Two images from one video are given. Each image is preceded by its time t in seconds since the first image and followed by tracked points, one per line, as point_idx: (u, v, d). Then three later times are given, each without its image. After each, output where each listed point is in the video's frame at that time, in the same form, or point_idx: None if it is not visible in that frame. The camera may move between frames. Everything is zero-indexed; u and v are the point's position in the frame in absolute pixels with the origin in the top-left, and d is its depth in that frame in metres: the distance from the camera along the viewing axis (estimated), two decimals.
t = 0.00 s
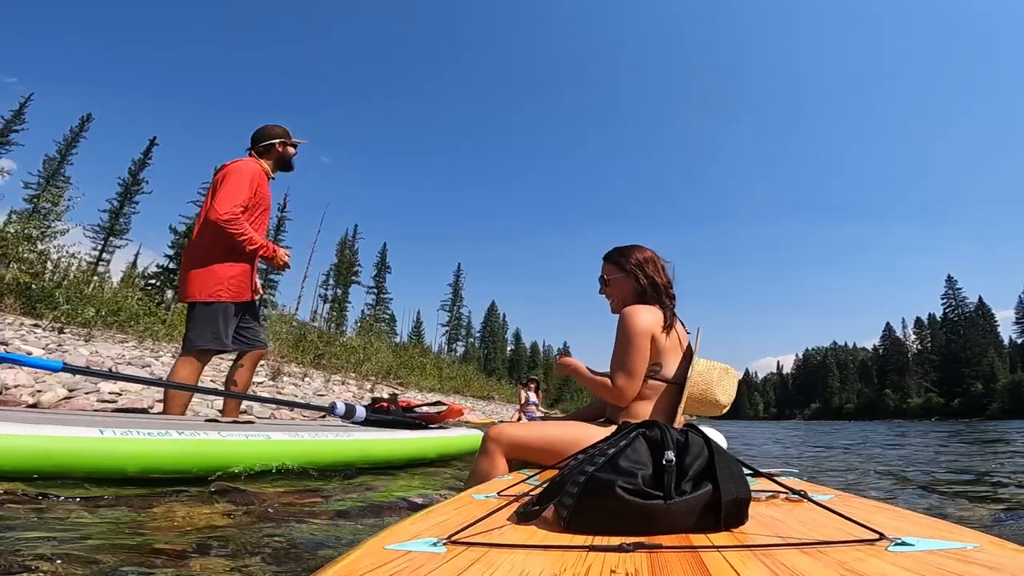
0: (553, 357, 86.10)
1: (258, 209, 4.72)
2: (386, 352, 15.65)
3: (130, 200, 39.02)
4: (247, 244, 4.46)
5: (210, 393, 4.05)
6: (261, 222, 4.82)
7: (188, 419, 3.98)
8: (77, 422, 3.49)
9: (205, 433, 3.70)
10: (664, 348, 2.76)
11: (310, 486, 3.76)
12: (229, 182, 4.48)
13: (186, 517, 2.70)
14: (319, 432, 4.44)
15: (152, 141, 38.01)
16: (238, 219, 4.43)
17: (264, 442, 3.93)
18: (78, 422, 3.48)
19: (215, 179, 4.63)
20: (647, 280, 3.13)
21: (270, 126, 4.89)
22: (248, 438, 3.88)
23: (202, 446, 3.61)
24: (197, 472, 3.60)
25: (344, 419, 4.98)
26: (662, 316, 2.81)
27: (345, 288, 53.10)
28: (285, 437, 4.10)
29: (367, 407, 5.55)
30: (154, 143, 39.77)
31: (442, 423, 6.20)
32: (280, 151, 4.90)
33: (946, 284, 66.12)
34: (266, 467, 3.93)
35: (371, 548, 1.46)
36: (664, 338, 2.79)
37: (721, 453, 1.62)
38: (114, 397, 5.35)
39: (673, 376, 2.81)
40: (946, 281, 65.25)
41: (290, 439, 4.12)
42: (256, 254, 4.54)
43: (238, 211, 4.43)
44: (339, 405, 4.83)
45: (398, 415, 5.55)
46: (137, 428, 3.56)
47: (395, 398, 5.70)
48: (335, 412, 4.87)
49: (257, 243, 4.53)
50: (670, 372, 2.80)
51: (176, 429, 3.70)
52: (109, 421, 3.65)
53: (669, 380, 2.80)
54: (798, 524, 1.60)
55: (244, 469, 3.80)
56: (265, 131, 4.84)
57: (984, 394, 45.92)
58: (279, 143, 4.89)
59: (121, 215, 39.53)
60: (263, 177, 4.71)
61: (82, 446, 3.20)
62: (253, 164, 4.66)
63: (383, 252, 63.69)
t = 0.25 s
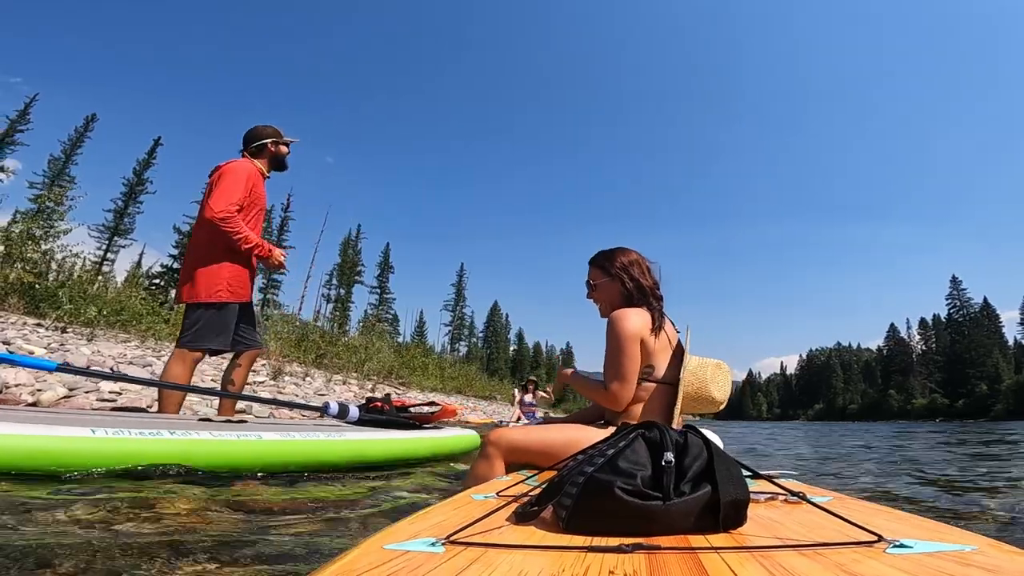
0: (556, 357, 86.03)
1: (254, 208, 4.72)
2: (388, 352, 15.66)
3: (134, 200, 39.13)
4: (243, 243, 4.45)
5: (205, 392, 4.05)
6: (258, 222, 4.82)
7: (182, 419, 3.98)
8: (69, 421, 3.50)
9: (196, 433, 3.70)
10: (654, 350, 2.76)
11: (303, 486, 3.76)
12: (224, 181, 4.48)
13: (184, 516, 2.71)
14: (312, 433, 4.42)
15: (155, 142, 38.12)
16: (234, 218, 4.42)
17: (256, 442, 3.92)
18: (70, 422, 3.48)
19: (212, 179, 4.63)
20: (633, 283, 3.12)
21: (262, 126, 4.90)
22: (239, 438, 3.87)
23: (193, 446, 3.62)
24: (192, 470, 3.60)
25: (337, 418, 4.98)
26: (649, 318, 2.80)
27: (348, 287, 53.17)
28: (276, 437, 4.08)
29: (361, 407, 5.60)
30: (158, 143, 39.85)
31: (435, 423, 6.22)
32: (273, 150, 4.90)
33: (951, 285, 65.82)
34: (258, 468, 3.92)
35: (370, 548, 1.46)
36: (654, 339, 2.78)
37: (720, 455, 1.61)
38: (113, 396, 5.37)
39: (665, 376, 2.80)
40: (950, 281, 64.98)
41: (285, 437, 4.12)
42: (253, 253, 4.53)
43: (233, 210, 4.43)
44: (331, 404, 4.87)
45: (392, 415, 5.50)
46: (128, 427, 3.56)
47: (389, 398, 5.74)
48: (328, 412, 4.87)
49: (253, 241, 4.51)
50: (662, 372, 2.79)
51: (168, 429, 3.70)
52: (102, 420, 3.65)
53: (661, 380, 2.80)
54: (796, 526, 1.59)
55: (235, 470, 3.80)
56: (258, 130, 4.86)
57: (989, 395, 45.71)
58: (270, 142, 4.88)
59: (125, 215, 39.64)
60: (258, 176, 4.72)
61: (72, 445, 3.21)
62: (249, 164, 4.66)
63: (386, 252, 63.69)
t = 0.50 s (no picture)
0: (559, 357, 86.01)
1: (247, 211, 4.75)
2: (389, 352, 15.68)
3: (138, 200, 39.26)
4: (235, 245, 4.47)
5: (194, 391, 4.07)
6: (250, 224, 4.85)
7: (170, 416, 4.00)
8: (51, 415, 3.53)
9: (179, 428, 3.72)
10: (617, 349, 2.76)
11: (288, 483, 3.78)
12: (217, 183, 4.51)
13: (178, 514, 2.72)
14: (295, 428, 4.43)
15: (158, 142, 38.16)
16: (226, 219, 4.45)
17: (238, 438, 3.93)
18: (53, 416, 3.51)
19: (206, 181, 4.66)
20: (589, 288, 3.13)
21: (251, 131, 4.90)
22: (221, 434, 3.88)
23: (176, 439, 3.62)
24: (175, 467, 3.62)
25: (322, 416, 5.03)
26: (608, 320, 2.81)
27: (351, 287, 53.27)
28: (259, 433, 4.08)
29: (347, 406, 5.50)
30: (162, 144, 39.98)
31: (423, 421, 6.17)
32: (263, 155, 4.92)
33: (955, 285, 65.59)
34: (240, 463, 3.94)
35: (360, 546, 1.47)
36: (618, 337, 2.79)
37: (710, 455, 1.61)
38: (109, 395, 5.40)
39: (636, 371, 2.81)
40: (955, 281, 64.75)
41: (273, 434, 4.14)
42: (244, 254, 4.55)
43: (226, 211, 4.46)
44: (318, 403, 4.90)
45: (378, 414, 5.47)
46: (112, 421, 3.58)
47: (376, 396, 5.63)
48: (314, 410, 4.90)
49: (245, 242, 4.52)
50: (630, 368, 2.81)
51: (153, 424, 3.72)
52: (87, 416, 3.67)
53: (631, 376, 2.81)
54: (784, 526, 1.60)
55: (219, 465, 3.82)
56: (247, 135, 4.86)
57: (993, 396, 45.52)
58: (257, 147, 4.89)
59: (129, 215, 39.78)
60: (251, 179, 4.75)
61: (54, 438, 3.24)
62: (243, 167, 4.70)
63: (389, 252, 63.75)
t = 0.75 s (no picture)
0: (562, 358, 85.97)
1: (232, 211, 4.76)
2: (390, 352, 15.71)
3: (144, 201, 39.45)
4: (218, 245, 4.47)
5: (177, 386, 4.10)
6: (236, 225, 4.86)
7: (152, 410, 4.04)
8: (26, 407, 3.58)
9: (151, 420, 3.74)
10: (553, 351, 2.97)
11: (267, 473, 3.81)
12: (201, 184, 4.53)
13: (169, 500, 2.72)
14: (271, 423, 4.42)
15: (163, 143, 38.31)
16: (210, 220, 4.46)
17: (211, 431, 3.94)
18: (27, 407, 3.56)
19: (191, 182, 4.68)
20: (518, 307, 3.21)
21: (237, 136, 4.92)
22: (195, 426, 3.90)
23: (147, 431, 3.64)
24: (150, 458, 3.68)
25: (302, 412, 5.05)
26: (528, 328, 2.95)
27: (355, 288, 53.37)
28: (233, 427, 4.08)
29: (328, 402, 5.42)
30: (167, 145, 40.17)
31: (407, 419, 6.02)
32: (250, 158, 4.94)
33: (961, 285, 65.30)
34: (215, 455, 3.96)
35: (350, 555, 1.42)
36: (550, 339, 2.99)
37: (691, 448, 1.61)
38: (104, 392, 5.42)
39: (580, 366, 3.03)
40: (960, 281, 64.46)
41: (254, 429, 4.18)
42: (227, 254, 4.55)
43: (209, 211, 4.46)
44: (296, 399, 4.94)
45: (359, 411, 5.38)
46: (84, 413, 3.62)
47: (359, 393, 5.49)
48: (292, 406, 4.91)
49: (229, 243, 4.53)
50: (574, 364, 3.03)
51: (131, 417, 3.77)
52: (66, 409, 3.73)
53: (578, 370, 3.04)
54: (768, 514, 1.59)
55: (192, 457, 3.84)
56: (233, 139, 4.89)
57: (999, 396, 45.28)
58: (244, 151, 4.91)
59: (134, 215, 39.96)
60: (235, 180, 4.77)
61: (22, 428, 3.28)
62: (228, 168, 4.72)
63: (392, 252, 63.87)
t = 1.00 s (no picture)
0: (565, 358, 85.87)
1: (221, 212, 4.78)
2: (390, 352, 15.73)
3: (147, 201, 39.56)
4: (207, 245, 4.48)
5: (166, 385, 4.14)
6: (227, 226, 4.88)
7: (140, 408, 4.08)
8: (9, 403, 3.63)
9: (131, 418, 3.77)
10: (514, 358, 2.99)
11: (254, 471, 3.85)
12: (190, 184, 4.55)
13: (161, 500, 2.74)
14: (253, 421, 4.41)
15: (166, 143, 38.42)
16: (199, 221, 4.47)
17: (192, 429, 3.95)
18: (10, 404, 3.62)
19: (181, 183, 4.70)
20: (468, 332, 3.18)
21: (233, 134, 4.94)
22: (175, 424, 3.91)
23: (127, 430, 3.66)
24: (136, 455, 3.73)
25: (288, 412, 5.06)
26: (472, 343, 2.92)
27: (357, 288, 53.44)
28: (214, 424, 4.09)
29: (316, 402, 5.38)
30: (170, 145, 40.23)
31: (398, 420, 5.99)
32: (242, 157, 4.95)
33: (965, 285, 65.05)
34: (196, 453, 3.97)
35: (335, 562, 1.40)
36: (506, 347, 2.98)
37: (673, 446, 1.62)
38: (100, 391, 5.44)
39: (544, 367, 3.04)
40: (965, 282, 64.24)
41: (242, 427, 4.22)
42: (216, 254, 4.56)
43: (198, 211, 4.48)
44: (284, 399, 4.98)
45: (348, 411, 5.35)
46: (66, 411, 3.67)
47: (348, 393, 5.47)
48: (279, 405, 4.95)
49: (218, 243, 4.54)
50: (538, 367, 3.02)
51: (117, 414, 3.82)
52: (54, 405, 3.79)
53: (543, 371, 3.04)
54: (751, 510, 1.60)
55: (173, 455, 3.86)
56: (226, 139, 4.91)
57: (1003, 397, 45.08)
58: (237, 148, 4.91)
59: (137, 216, 40.06)
60: (225, 181, 4.79)
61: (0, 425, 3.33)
62: (218, 169, 4.75)
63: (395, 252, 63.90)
